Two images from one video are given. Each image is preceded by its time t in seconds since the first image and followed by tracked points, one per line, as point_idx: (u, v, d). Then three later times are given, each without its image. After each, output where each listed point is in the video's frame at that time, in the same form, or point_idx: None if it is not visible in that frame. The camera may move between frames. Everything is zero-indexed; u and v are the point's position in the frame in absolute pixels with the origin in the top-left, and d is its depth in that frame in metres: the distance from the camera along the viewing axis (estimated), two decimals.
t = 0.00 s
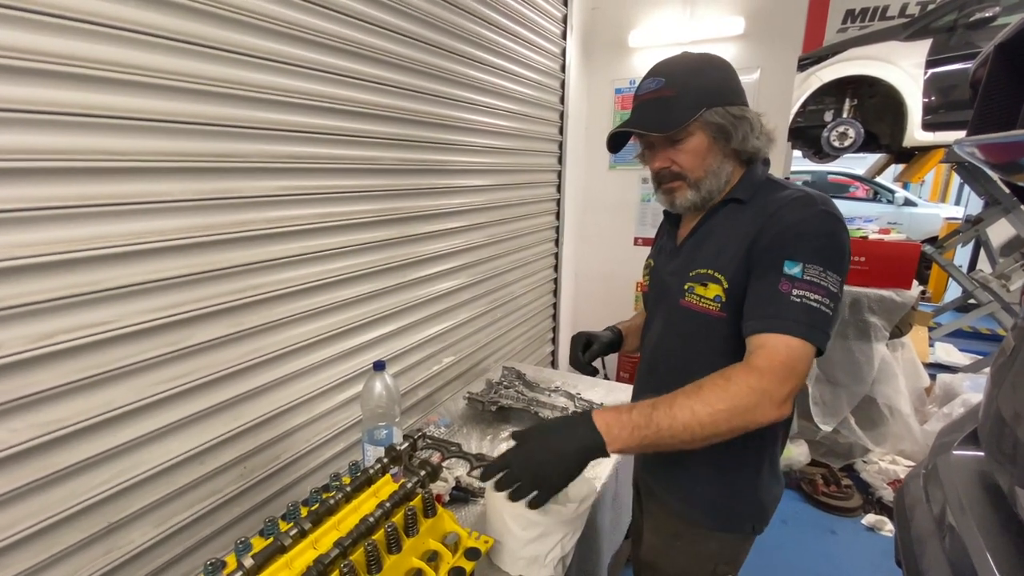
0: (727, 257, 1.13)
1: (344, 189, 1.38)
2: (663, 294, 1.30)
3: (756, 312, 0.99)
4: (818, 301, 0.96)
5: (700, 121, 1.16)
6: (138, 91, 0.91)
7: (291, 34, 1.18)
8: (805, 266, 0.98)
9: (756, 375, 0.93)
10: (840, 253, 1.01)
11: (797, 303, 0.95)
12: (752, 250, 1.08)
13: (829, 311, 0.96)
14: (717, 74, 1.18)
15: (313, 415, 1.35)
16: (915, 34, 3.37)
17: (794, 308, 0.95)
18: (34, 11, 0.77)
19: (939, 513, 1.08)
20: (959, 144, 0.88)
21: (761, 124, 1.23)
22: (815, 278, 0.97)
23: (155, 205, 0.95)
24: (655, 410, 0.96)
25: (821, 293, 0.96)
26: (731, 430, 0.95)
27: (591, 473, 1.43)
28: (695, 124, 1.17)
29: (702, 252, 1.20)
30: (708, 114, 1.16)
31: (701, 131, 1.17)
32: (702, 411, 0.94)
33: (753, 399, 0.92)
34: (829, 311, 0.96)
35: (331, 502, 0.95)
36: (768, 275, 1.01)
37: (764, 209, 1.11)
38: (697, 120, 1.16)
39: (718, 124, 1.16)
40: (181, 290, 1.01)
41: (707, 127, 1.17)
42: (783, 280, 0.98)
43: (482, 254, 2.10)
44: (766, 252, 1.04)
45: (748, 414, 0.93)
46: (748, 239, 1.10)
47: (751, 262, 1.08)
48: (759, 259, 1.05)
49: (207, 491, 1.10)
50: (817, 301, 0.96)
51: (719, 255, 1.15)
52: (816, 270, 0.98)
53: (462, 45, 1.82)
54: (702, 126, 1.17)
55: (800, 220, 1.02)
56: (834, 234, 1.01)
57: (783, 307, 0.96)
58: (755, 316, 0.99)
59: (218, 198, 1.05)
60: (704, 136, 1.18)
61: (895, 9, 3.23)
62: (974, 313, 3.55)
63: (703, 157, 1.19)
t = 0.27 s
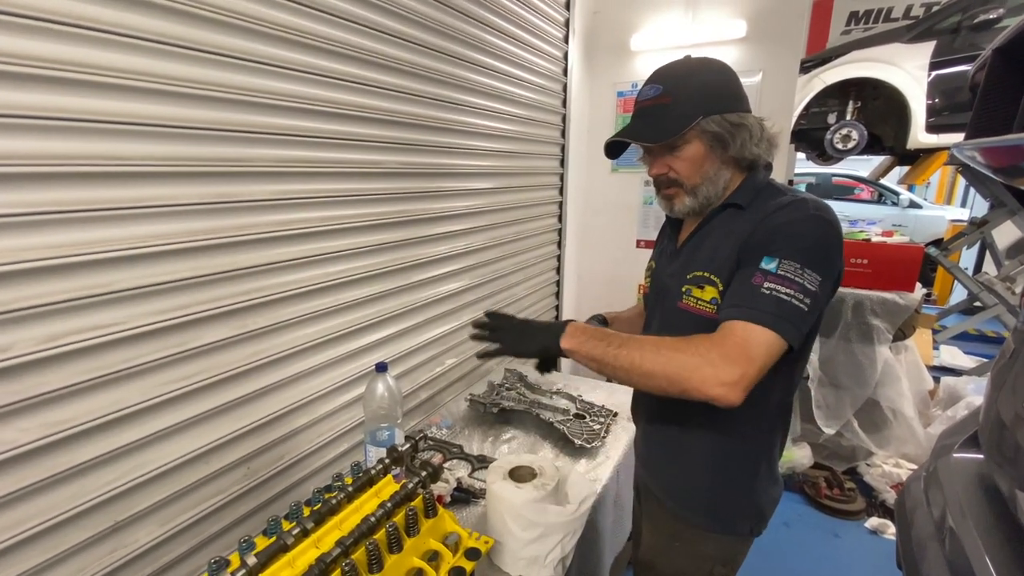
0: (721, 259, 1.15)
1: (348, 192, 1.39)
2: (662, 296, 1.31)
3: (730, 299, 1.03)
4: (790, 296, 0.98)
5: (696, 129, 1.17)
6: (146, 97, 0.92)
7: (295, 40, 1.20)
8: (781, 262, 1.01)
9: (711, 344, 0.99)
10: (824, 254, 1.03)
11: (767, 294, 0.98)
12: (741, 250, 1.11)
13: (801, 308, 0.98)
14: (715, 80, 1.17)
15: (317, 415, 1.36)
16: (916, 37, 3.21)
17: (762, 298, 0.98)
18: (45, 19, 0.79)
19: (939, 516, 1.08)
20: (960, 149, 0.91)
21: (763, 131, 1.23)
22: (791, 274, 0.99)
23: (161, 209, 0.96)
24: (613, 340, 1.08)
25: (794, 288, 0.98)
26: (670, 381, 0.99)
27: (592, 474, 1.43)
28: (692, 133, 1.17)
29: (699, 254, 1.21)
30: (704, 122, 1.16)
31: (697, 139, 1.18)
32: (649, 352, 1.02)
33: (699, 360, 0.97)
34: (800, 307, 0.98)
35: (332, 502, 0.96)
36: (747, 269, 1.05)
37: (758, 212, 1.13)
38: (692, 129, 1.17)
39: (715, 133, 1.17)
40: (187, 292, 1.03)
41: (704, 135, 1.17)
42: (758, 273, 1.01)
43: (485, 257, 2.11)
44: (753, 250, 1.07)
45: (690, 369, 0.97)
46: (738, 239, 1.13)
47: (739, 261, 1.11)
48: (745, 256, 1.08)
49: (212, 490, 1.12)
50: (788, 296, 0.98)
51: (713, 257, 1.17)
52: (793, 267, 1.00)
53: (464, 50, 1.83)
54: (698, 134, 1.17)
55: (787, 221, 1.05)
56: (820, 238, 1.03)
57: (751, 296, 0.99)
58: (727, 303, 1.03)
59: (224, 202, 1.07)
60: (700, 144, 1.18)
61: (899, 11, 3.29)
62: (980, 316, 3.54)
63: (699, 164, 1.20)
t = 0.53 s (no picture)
0: (714, 259, 1.15)
1: (351, 195, 1.41)
2: (658, 296, 1.32)
3: (743, 313, 1.01)
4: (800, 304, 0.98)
5: (687, 130, 1.18)
6: (151, 100, 0.94)
7: (298, 45, 1.21)
8: (788, 270, 1.00)
9: (739, 366, 0.98)
10: (826, 255, 1.03)
11: (779, 305, 0.98)
12: (739, 254, 1.10)
13: (810, 314, 0.99)
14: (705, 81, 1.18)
15: (320, 415, 1.37)
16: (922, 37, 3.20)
17: (775, 309, 0.98)
18: (51, 25, 0.80)
19: (940, 518, 1.08)
20: (962, 151, 0.91)
21: (756, 131, 1.23)
22: (798, 281, 0.99)
23: (166, 211, 0.98)
24: (638, 365, 1.06)
25: (803, 295, 0.98)
26: (702, 408, 1.00)
27: (592, 475, 1.44)
28: (683, 133, 1.18)
29: (692, 255, 1.21)
30: (696, 122, 1.17)
31: (689, 139, 1.19)
32: (679, 381, 1.01)
33: (731, 387, 0.97)
34: (810, 314, 0.98)
35: (334, 501, 0.96)
36: (753, 278, 1.03)
37: (753, 215, 1.12)
38: (684, 130, 1.18)
39: (706, 133, 1.18)
40: (192, 293, 1.04)
41: (695, 136, 1.18)
42: (767, 283, 1.00)
43: (487, 258, 2.12)
44: (752, 257, 1.06)
45: (720, 399, 0.97)
46: (734, 242, 1.11)
47: (737, 266, 1.10)
48: (745, 262, 1.07)
49: (215, 490, 1.13)
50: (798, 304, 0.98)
51: (706, 258, 1.17)
52: (799, 274, 1.00)
53: (466, 53, 1.85)
54: (689, 134, 1.18)
55: (784, 225, 1.04)
56: (819, 241, 1.03)
57: (764, 308, 0.98)
58: (741, 317, 1.01)
59: (228, 204, 1.08)
60: (692, 144, 1.19)
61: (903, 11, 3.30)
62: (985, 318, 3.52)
63: (692, 165, 1.21)
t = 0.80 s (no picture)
0: (720, 269, 1.15)
1: (354, 195, 1.42)
2: (657, 302, 1.32)
3: (784, 341, 1.02)
4: (837, 321, 1.00)
5: (678, 136, 1.19)
6: (156, 102, 0.95)
7: (302, 47, 1.23)
8: (817, 288, 1.01)
9: (798, 410, 1.00)
10: (844, 260, 1.05)
11: (819, 328, 0.99)
12: (750, 267, 1.09)
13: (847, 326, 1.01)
14: (691, 88, 1.20)
15: (323, 415, 1.38)
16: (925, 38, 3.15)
17: (818, 334, 0.99)
18: (59, 28, 0.82)
19: (941, 518, 1.08)
20: (962, 152, 0.91)
21: (742, 135, 1.25)
22: (830, 297, 1.01)
23: (172, 212, 0.99)
24: (722, 467, 1.06)
25: (836, 310, 1.00)
26: (791, 463, 1.04)
27: (593, 476, 1.44)
28: (673, 139, 1.19)
29: (693, 263, 1.21)
30: (685, 128, 1.18)
31: (679, 145, 1.20)
32: (764, 459, 1.02)
33: (803, 432, 1.00)
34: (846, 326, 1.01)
35: (338, 499, 0.97)
36: (782, 301, 1.03)
37: (756, 223, 1.12)
38: (674, 136, 1.19)
39: (695, 138, 1.19)
40: (197, 293, 1.05)
41: (684, 141, 1.19)
42: (802, 307, 1.01)
43: (489, 259, 2.13)
44: (770, 273, 1.05)
45: (801, 448, 1.01)
46: (744, 255, 1.11)
47: (750, 279, 1.09)
48: (763, 280, 1.06)
49: (219, 488, 1.14)
50: (835, 321, 1.00)
51: (710, 267, 1.17)
52: (829, 289, 1.01)
53: (468, 55, 1.86)
54: (679, 140, 1.19)
55: (799, 239, 1.04)
56: (833, 249, 1.03)
57: (808, 336, 1.00)
58: (785, 346, 1.02)
59: (232, 205, 1.09)
60: (682, 150, 1.20)
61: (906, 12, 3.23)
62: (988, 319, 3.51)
63: (683, 170, 1.22)
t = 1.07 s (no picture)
0: (722, 266, 1.15)
1: (355, 194, 1.42)
2: (659, 300, 1.32)
3: (770, 333, 1.01)
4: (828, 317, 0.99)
5: (683, 133, 1.18)
6: (158, 101, 0.96)
7: (304, 46, 1.23)
8: (810, 284, 1.00)
9: (780, 401, 0.96)
10: (841, 259, 1.04)
11: (808, 322, 0.98)
12: (751, 264, 1.10)
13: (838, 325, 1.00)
14: (694, 84, 1.19)
15: (324, 413, 1.39)
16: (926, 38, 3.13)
17: (807, 328, 0.98)
18: (62, 27, 0.82)
19: (941, 517, 1.08)
20: (964, 151, 0.91)
21: (746, 131, 1.26)
22: (823, 294, 1.00)
23: (174, 210, 0.99)
24: (690, 446, 0.99)
25: (829, 307, 0.99)
26: (762, 457, 0.98)
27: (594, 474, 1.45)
28: (678, 137, 1.19)
29: (696, 260, 1.22)
30: (689, 125, 1.18)
31: (684, 142, 1.19)
32: (739, 446, 0.97)
33: (781, 424, 0.95)
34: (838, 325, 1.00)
35: (338, 496, 0.97)
36: (776, 295, 1.03)
37: (759, 221, 1.12)
38: (679, 133, 1.18)
39: (701, 135, 1.18)
40: (199, 291, 1.05)
41: (689, 139, 1.19)
42: (793, 300, 1.00)
43: (490, 258, 2.13)
44: (769, 269, 1.05)
45: (776, 440, 0.96)
46: (746, 252, 1.11)
47: (751, 275, 1.10)
48: (762, 275, 1.06)
49: (221, 486, 1.14)
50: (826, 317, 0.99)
51: (713, 264, 1.17)
52: (822, 285, 1.00)
53: (470, 53, 1.86)
54: (684, 138, 1.19)
55: (797, 234, 1.04)
56: (833, 246, 1.03)
57: (796, 329, 0.98)
58: (771, 338, 1.01)
59: (234, 203, 1.10)
60: (688, 148, 1.20)
61: (909, 11, 3.25)
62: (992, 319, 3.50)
63: (689, 167, 1.21)
